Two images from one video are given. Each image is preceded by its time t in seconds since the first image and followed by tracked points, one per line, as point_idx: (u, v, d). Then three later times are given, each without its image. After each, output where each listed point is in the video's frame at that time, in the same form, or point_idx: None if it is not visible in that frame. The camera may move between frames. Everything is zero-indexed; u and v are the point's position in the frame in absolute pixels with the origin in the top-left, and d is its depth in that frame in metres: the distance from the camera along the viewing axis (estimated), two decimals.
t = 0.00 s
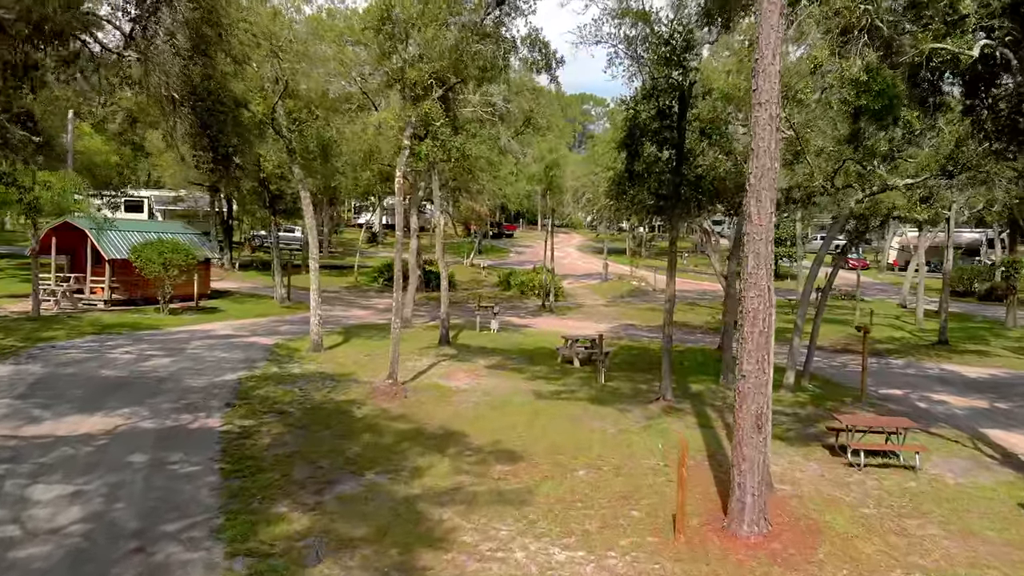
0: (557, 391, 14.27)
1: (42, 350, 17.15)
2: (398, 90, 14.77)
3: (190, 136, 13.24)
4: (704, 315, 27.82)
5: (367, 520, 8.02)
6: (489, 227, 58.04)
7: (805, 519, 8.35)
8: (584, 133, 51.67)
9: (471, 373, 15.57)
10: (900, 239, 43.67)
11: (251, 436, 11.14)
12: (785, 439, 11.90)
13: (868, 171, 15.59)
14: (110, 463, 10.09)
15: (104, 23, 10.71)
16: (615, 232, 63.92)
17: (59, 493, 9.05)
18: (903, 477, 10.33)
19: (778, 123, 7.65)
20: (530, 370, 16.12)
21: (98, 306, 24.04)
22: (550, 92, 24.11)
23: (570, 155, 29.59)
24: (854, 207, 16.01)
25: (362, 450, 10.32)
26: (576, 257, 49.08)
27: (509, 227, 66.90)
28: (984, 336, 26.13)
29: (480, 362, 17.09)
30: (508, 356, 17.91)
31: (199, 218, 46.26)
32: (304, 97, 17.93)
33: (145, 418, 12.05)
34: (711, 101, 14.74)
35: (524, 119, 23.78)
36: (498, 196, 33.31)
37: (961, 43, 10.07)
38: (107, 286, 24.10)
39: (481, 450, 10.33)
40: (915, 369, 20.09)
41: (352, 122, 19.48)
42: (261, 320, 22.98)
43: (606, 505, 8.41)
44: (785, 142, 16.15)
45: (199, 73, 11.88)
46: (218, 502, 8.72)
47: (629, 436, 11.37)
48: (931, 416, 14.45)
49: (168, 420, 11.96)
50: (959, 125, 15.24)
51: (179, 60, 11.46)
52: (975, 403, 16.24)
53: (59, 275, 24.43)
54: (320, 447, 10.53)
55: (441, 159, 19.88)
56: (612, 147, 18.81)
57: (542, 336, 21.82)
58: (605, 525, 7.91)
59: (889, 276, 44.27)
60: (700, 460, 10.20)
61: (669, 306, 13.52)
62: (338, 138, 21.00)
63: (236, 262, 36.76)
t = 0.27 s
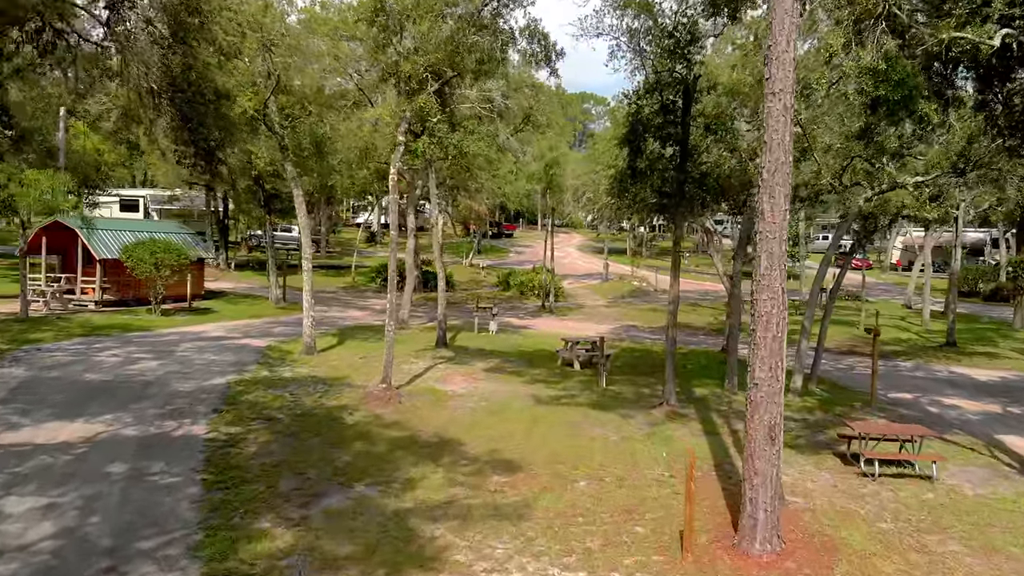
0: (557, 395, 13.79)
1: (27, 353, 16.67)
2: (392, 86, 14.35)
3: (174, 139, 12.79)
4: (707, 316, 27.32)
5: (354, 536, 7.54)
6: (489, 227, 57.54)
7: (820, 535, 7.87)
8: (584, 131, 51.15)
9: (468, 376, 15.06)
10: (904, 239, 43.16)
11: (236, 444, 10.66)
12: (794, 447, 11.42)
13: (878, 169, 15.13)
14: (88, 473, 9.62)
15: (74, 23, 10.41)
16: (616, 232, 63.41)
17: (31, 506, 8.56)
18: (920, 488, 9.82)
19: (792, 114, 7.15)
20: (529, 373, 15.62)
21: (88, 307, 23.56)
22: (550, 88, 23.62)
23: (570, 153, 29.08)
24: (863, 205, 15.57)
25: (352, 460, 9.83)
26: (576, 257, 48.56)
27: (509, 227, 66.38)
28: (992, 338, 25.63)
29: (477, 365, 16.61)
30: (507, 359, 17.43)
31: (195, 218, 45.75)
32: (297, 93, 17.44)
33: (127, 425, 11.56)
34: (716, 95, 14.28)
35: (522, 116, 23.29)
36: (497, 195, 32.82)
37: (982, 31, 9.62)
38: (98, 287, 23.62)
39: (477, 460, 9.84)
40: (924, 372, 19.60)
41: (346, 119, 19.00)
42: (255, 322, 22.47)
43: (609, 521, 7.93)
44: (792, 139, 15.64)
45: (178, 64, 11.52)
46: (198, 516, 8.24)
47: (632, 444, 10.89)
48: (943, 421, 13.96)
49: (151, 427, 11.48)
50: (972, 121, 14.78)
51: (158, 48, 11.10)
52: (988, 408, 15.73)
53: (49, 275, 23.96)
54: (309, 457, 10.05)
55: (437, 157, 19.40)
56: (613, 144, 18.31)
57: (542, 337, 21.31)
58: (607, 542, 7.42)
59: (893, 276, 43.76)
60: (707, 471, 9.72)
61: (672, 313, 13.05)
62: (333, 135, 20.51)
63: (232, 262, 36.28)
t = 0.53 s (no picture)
0: (557, 400, 13.29)
1: (11, 355, 16.19)
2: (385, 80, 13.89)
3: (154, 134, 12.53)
4: (710, 317, 26.83)
5: (339, 556, 7.05)
6: (488, 227, 57.07)
7: (837, 555, 7.38)
8: (585, 131, 50.68)
9: (465, 380, 14.55)
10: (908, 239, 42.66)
11: (220, 454, 10.17)
12: (804, 456, 10.93)
13: (887, 167, 14.69)
14: (63, 485, 9.13)
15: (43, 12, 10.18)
16: (617, 232, 62.94)
17: None
18: (939, 500, 9.33)
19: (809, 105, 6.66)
20: (528, 377, 15.11)
21: (78, 308, 23.08)
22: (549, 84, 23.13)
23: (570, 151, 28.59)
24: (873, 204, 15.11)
25: (341, 471, 9.34)
26: (576, 258, 48.07)
27: (509, 227, 65.90)
28: (1001, 340, 25.13)
29: (475, 368, 16.12)
30: (505, 362, 16.93)
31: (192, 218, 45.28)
32: (290, 88, 16.96)
33: (108, 433, 11.08)
34: (721, 90, 13.82)
35: (521, 114, 22.79)
36: (496, 193, 32.32)
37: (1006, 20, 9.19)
38: (88, 287, 23.14)
39: (473, 470, 9.35)
40: (933, 375, 19.11)
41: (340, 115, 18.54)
42: (248, 323, 21.98)
43: (612, 539, 7.43)
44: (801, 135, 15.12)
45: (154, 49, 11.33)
46: (175, 532, 7.75)
47: (635, 452, 10.39)
48: (957, 427, 13.46)
49: (132, 435, 10.99)
50: (986, 117, 14.32)
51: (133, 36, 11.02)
52: (1002, 413, 15.23)
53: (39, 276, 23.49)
54: (295, 467, 9.56)
55: (434, 154, 18.89)
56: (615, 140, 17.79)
57: (541, 339, 20.80)
58: (611, 563, 6.93)
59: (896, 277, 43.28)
60: (714, 483, 9.23)
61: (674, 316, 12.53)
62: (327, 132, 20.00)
63: (227, 263, 35.79)
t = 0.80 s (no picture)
0: (557, 406, 12.80)
1: None
2: (378, 74, 13.48)
3: (132, 132, 12.21)
4: (713, 318, 26.34)
5: None
6: (488, 227, 56.61)
7: None
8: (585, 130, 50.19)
9: (462, 385, 14.06)
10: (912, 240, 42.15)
11: (203, 464, 9.68)
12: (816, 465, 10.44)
13: (897, 164, 14.25)
14: (36, 497, 8.62)
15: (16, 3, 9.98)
16: (617, 231, 62.46)
17: None
18: (960, 514, 8.84)
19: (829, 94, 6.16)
20: (527, 381, 14.63)
21: (68, 309, 22.59)
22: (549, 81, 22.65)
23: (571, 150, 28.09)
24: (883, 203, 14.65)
25: (329, 483, 8.86)
26: (576, 258, 47.56)
27: (509, 227, 65.41)
28: (1010, 342, 24.64)
29: (472, 372, 15.63)
30: (503, 365, 16.43)
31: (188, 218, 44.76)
32: (282, 84, 16.48)
33: (87, 441, 10.59)
34: (727, 84, 13.33)
35: (520, 112, 22.29)
36: (495, 193, 31.82)
37: None
38: (78, 288, 22.65)
39: (468, 483, 8.86)
40: (943, 378, 18.61)
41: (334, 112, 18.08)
42: (241, 325, 21.50)
43: (616, 559, 6.95)
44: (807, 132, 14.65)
45: (128, 37, 11.17)
46: (150, 550, 7.27)
47: (639, 462, 9.90)
48: (972, 434, 12.97)
49: (112, 444, 10.50)
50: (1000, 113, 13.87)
51: (106, 21, 10.88)
52: (1016, 418, 14.74)
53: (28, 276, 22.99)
54: (281, 479, 9.07)
55: (431, 152, 18.41)
56: (616, 138, 17.32)
57: (540, 341, 20.32)
58: None
59: (900, 278, 42.78)
60: (723, 497, 8.74)
61: (679, 319, 12.05)
62: (321, 130, 19.53)
63: (223, 263, 35.31)
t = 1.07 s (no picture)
0: (556, 411, 12.33)
1: None
2: (372, 66, 13.01)
3: (104, 129, 11.84)
4: (715, 319, 25.86)
5: None
6: (487, 227, 56.13)
7: None
8: (585, 129, 49.72)
9: (458, 389, 13.57)
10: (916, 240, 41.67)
11: (183, 476, 9.21)
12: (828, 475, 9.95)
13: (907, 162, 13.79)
14: (4, 510, 8.13)
15: None
16: (618, 230, 61.97)
17: None
18: (980, 529, 8.37)
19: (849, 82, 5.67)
20: (525, 385, 14.15)
21: (57, 310, 22.12)
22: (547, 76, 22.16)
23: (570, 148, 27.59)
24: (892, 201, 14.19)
25: (314, 496, 8.38)
26: (576, 257, 47.08)
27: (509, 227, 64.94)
28: (1018, 343, 24.14)
29: (469, 375, 15.15)
30: (501, 368, 15.96)
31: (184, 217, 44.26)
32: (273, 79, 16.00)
33: (64, 450, 10.11)
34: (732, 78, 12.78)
35: (519, 108, 21.78)
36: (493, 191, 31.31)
37: None
38: (67, 289, 22.18)
39: (461, 495, 8.39)
40: (953, 381, 18.12)
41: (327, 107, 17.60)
42: (233, 326, 21.02)
43: None
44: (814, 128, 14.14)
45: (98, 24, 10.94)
46: (121, 569, 6.80)
47: (641, 472, 9.43)
48: (987, 441, 12.48)
49: (90, 453, 10.03)
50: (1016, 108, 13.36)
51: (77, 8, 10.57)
52: None
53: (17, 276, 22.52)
54: (265, 491, 8.60)
55: (427, 149, 17.92)
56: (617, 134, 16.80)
57: (539, 343, 19.83)
58: None
59: (904, 278, 42.29)
60: (731, 511, 8.27)
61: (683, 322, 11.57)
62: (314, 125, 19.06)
63: (218, 263, 34.83)
